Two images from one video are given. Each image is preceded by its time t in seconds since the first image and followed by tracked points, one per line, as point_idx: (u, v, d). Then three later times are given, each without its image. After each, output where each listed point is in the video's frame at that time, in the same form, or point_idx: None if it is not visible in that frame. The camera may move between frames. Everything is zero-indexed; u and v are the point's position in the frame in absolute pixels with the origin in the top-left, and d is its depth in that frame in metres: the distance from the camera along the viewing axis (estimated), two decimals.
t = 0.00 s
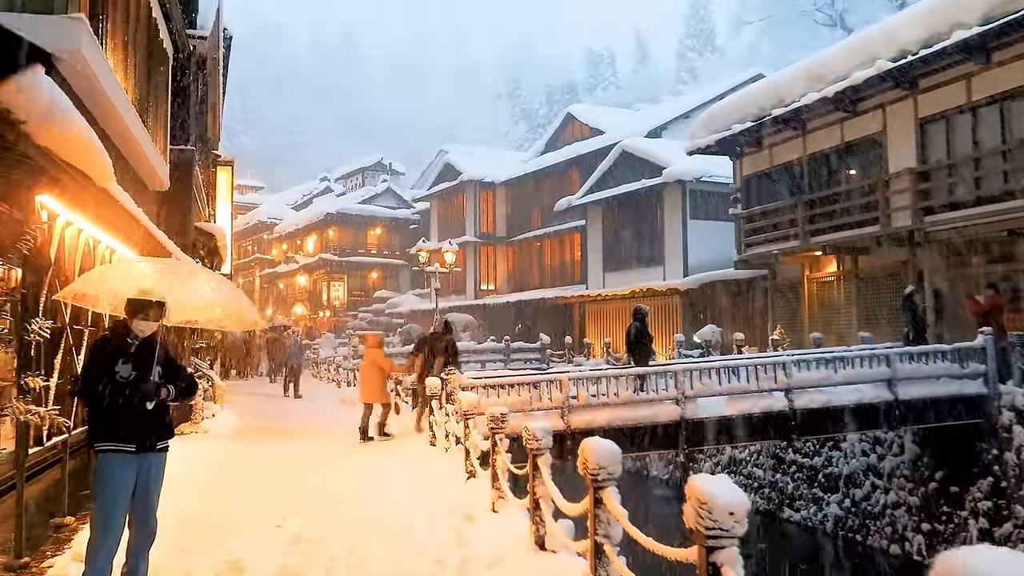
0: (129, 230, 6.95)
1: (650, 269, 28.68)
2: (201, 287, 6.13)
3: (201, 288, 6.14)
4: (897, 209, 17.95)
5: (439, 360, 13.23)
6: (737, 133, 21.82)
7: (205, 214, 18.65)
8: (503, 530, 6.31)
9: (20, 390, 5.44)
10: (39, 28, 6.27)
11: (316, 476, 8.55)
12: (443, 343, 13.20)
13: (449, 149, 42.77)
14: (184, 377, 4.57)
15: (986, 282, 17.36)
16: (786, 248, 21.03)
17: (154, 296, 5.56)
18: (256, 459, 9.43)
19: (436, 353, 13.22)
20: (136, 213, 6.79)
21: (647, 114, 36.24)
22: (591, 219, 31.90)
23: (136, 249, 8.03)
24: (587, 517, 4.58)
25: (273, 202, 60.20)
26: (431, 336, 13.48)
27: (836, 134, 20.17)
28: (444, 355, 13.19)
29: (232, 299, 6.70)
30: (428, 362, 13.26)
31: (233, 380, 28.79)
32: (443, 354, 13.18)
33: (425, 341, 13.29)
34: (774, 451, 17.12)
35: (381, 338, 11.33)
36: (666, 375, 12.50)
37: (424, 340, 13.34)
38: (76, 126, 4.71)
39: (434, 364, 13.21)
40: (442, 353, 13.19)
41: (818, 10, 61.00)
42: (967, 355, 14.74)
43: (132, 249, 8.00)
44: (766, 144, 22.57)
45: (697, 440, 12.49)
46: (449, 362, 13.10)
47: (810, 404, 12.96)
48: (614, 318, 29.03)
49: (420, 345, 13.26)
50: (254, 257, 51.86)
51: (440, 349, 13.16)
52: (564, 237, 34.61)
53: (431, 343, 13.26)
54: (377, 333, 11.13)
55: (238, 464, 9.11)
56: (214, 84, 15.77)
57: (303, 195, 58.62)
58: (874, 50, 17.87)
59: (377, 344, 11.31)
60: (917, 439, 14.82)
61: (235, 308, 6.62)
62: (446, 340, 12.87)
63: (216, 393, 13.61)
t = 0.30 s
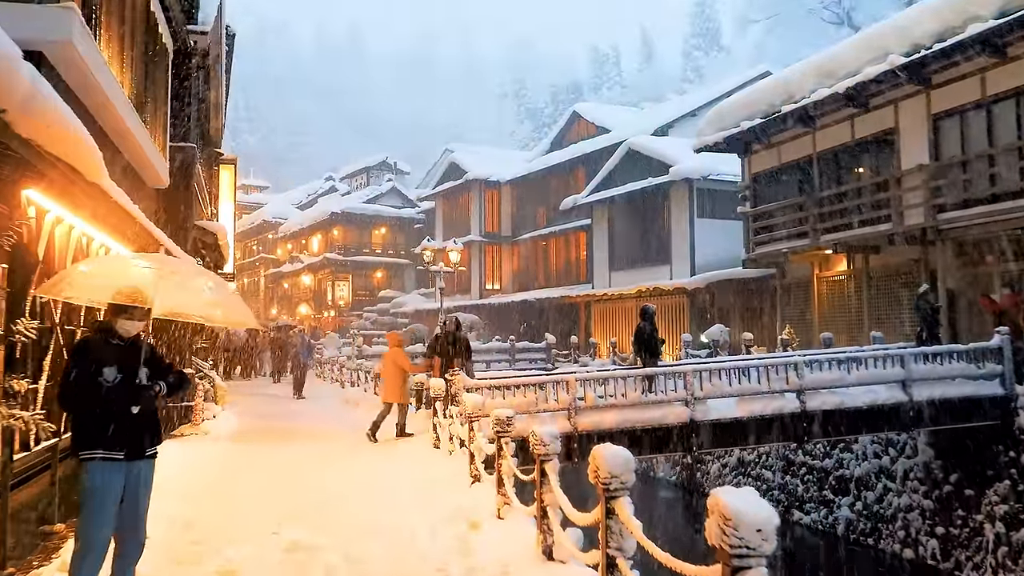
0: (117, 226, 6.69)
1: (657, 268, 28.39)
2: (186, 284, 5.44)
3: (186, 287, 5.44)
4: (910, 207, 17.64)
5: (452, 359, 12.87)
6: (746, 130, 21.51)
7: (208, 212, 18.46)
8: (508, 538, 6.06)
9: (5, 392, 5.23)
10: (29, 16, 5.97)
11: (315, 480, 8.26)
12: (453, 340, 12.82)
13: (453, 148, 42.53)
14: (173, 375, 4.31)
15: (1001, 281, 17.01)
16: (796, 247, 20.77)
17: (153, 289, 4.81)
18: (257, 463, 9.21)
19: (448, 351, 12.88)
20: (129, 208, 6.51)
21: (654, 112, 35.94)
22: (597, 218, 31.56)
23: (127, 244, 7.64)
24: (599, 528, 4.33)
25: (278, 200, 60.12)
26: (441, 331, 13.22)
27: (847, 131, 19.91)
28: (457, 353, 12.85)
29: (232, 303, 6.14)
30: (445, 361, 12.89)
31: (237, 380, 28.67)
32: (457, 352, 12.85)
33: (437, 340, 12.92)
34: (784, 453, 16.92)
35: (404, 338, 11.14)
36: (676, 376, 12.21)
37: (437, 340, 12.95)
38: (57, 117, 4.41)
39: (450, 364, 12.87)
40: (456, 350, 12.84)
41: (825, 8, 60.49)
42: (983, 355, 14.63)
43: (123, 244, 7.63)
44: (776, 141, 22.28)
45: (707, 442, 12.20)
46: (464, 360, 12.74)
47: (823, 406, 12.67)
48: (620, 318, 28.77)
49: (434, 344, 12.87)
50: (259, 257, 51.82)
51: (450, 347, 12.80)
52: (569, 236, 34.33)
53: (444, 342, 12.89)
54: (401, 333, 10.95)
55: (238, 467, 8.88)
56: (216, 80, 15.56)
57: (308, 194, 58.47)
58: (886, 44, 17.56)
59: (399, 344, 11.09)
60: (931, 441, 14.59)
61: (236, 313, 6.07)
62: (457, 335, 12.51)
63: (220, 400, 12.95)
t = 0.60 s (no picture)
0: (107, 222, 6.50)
1: (664, 267, 28.11)
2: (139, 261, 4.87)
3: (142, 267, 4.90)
4: (923, 204, 17.31)
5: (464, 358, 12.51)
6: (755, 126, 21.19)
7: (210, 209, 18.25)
8: (513, 545, 5.80)
9: None
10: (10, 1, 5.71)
11: (314, 483, 7.99)
12: (462, 338, 12.50)
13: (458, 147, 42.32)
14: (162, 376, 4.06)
15: (1016, 280, 16.66)
16: (806, 245, 20.48)
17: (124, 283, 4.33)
18: (257, 464, 8.96)
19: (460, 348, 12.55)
20: (120, 202, 6.30)
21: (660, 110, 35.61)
22: (603, 217, 31.25)
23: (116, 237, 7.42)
24: (607, 537, 4.07)
25: (284, 200, 60.06)
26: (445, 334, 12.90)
27: (857, 127, 19.61)
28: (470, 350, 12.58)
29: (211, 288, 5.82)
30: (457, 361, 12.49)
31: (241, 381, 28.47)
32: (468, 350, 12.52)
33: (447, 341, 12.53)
34: (794, 455, 16.64)
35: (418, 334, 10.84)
36: (685, 376, 11.92)
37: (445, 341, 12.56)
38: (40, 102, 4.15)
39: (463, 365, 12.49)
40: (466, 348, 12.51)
41: (833, 6, 60.01)
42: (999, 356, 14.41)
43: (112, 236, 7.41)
44: (785, 137, 21.97)
45: (717, 445, 11.90)
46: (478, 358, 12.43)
47: (835, 407, 12.40)
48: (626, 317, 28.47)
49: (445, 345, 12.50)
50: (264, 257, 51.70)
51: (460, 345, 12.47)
52: (575, 235, 34.06)
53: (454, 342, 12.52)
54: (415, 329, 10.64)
55: (238, 469, 8.63)
56: (217, 76, 15.36)
57: (312, 194, 58.31)
58: (898, 38, 17.23)
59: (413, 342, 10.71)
60: (945, 443, 14.34)
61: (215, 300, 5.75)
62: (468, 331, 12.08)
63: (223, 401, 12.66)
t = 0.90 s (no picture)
0: (97, 218, 6.30)
1: (671, 265, 27.81)
2: (131, 260, 5.00)
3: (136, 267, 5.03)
4: (936, 202, 16.98)
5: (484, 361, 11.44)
6: (763, 122, 20.87)
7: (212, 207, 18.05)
8: (516, 554, 5.54)
9: None
10: None
11: (311, 488, 7.73)
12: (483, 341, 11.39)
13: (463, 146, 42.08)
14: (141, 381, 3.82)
15: None
16: (816, 243, 20.16)
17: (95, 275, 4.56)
18: (257, 466, 8.76)
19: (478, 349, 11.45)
20: (109, 196, 6.09)
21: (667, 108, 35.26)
22: (609, 215, 30.93)
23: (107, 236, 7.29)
24: (617, 552, 3.80)
25: (289, 199, 59.92)
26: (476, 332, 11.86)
27: (869, 123, 19.26)
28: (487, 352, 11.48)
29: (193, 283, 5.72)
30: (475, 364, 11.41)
31: (244, 381, 28.32)
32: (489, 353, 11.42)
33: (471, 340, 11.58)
34: (804, 456, 16.20)
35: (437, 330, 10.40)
36: (694, 376, 11.62)
37: (472, 339, 11.65)
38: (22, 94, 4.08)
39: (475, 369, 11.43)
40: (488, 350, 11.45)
41: (841, 5, 59.50)
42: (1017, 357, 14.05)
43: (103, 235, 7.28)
44: (794, 134, 21.63)
45: (727, 447, 11.60)
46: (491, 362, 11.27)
47: (848, 409, 12.11)
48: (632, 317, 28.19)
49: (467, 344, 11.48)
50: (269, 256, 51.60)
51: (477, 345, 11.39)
52: (581, 234, 33.78)
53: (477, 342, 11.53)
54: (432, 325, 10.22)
55: (237, 471, 8.44)
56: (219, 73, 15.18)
57: (317, 194, 58.19)
58: (911, 32, 16.86)
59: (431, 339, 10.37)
60: (960, 445, 14.04)
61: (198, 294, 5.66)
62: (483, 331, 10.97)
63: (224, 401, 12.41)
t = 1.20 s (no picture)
0: (88, 212, 6.06)
1: (679, 265, 27.48)
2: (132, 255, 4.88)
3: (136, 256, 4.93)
4: (951, 199, 16.63)
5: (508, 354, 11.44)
6: (774, 119, 20.56)
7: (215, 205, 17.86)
8: (523, 564, 5.28)
9: None
10: None
11: (311, 492, 7.48)
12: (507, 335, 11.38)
13: (469, 145, 41.83)
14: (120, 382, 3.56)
15: None
16: (827, 241, 19.82)
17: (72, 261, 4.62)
18: (258, 469, 8.54)
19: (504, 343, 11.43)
20: (98, 185, 5.85)
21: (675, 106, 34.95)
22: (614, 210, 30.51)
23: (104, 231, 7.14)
24: (634, 565, 3.51)
25: (295, 199, 59.81)
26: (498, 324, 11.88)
27: (882, 119, 18.91)
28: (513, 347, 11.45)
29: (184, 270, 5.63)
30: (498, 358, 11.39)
31: (249, 381, 28.12)
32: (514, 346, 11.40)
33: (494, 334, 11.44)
34: (816, 458, 15.86)
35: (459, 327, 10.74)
36: (705, 377, 11.31)
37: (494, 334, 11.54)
38: (15, 84, 4.03)
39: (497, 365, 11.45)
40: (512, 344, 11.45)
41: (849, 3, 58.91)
42: None
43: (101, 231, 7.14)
44: (806, 130, 21.31)
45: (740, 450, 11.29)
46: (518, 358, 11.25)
47: (864, 410, 11.80)
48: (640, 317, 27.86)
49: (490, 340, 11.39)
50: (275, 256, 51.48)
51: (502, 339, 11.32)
52: (589, 233, 33.48)
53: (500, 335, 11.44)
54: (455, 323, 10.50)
55: (237, 474, 8.22)
56: (221, 69, 14.97)
57: (323, 193, 58.05)
58: (927, 25, 16.52)
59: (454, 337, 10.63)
60: (977, 447, 13.66)
61: (192, 283, 5.55)
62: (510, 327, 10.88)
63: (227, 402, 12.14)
